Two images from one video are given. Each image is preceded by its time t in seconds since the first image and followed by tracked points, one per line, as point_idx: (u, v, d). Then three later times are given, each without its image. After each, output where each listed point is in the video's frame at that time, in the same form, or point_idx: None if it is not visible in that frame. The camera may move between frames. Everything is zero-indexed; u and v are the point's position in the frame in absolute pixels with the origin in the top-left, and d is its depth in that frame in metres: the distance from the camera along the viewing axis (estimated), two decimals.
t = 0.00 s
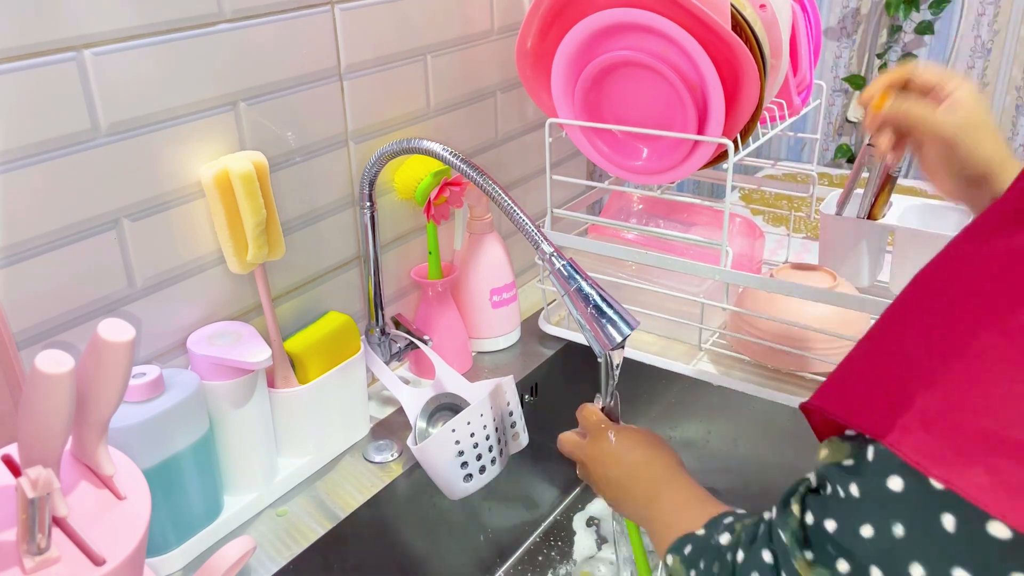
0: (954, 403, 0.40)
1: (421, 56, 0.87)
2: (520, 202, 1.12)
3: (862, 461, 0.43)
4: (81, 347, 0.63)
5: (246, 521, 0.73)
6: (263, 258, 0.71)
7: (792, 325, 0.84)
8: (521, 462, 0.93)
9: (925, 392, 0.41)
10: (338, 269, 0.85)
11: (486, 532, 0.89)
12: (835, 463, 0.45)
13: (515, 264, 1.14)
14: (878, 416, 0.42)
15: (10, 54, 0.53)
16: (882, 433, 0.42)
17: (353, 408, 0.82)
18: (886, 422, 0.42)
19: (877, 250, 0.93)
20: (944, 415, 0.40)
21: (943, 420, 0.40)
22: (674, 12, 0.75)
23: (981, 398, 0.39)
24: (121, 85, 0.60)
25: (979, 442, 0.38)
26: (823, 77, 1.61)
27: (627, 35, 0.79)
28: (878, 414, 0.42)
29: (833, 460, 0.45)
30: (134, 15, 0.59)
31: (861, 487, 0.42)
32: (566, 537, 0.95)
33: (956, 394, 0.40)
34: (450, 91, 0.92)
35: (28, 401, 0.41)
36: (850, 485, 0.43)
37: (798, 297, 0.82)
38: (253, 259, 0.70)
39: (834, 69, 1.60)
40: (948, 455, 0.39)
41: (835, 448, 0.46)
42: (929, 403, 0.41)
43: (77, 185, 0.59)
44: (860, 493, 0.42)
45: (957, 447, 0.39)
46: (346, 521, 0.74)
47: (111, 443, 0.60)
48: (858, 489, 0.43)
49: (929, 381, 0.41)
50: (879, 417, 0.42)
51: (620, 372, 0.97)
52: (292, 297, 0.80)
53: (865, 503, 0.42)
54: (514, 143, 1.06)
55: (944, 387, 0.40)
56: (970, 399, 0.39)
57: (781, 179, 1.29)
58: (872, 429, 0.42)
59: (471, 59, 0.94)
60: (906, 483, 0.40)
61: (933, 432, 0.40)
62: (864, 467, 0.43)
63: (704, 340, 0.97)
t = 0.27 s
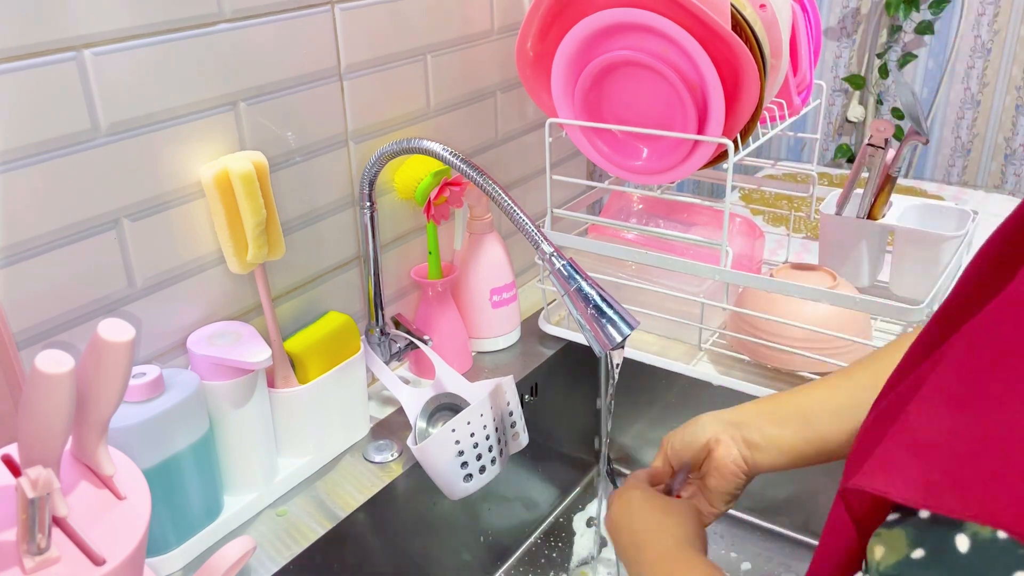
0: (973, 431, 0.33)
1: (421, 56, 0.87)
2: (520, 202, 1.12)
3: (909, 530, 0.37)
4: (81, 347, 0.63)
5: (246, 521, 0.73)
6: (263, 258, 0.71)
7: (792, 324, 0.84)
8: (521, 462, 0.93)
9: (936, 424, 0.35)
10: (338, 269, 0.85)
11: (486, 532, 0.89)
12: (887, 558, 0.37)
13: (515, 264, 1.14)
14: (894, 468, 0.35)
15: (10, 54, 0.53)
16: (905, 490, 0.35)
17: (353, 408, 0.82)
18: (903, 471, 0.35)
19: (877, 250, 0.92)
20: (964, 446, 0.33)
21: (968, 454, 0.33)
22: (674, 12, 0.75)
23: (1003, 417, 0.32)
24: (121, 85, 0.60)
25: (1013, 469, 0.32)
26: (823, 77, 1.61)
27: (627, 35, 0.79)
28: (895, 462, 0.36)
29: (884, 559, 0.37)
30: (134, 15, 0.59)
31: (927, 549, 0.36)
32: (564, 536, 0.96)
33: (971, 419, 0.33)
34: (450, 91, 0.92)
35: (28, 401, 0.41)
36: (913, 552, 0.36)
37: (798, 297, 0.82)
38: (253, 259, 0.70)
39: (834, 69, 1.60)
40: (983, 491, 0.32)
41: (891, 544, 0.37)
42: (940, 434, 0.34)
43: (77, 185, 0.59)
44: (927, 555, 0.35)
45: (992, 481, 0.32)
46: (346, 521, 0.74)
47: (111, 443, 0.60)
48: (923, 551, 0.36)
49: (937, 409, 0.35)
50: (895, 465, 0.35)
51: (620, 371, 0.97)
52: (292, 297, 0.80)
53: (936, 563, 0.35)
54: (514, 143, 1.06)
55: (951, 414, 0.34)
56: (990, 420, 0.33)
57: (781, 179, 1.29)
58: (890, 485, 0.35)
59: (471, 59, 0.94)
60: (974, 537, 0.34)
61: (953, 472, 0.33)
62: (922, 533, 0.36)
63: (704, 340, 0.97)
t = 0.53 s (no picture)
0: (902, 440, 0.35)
1: (421, 56, 0.87)
2: (520, 202, 1.11)
3: (849, 506, 0.37)
4: (81, 347, 0.63)
5: (246, 521, 0.73)
6: (263, 258, 0.71)
7: (792, 324, 0.84)
8: (521, 462, 0.93)
9: (870, 429, 0.36)
10: (338, 269, 0.85)
11: (486, 532, 0.89)
12: (818, 505, 0.39)
13: (515, 264, 1.14)
14: (828, 466, 0.37)
15: (10, 54, 0.53)
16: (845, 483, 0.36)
17: (353, 408, 0.82)
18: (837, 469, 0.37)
19: (877, 250, 0.92)
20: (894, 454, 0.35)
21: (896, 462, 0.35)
22: (674, 12, 0.75)
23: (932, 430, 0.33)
24: (121, 85, 0.60)
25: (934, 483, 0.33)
26: (823, 77, 1.61)
27: (627, 35, 0.79)
28: (832, 459, 0.37)
29: (814, 505, 0.39)
30: (134, 15, 0.59)
31: (851, 534, 0.36)
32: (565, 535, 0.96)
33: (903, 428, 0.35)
34: (450, 91, 0.92)
35: (28, 401, 0.41)
36: (840, 532, 0.37)
37: (798, 297, 0.82)
38: (253, 259, 0.70)
39: (834, 69, 1.60)
40: (905, 500, 0.34)
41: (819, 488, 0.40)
42: (873, 440, 0.36)
43: (77, 185, 0.59)
44: (851, 541, 0.36)
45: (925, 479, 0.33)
46: (346, 521, 0.74)
47: (111, 443, 0.60)
48: (849, 537, 0.36)
49: (874, 412, 0.36)
50: (832, 463, 0.37)
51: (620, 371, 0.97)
52: (292, 297, 0.80)
53: (856, 551, 0.36)
54: (513, 143, 1.06)
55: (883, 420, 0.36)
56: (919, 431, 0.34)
57: (781, 179, 1.29)
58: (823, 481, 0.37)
59: (471, 59, 0.94)
60: (899, 533, 0.34)
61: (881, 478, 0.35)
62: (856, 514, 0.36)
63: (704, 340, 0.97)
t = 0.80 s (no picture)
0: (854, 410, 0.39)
1: (421, 56, 0.87)
2: (520, 202, 1.12)
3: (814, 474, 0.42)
4: (81, 347, 0.63)
5: (246, 521, 0.73)
6: (263, 258, 0.71)
7: (792, 324, 0.84)
8: (521, 461, 0.93)
9: (827, 402, 0.41)
10: (338, 269, 0.85)
11: (487, 532, 0.89)
12: (790, 478, 0.44)
13: (515, 264, 1.14)
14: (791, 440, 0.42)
15: (10, 54, 0.53)
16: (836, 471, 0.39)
17: (354, 408, 0.82)
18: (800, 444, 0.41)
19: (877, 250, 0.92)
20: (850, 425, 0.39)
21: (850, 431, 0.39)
22: (674, 12, 0.75)
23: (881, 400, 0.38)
24: (120, 85, 0.60)
25: (886, 448, 0.37)
26: (823, 77, 1.61)
27: (627, 35, 0.79)
28: (795, 434, 0.42)
29: (786, 477, 0.45)
30: (134, 16, 0.59)
31: (814, 499, 0.41)
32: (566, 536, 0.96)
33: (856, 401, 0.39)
34: (450, 91, 0.92)
35: (28, 401, 0.41)
36: (805, 498, 0.42)
37: (798, 297, 0.82)
38: (253, 259, 0.70)
39: (834, 69, 1.60)
40: (859, 465, 0.38)
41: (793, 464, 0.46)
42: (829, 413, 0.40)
43: (76, 185, 0.59)
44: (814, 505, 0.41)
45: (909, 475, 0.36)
46: (346, 521, 0.74)
47: (111, 443, 0.60)
48: (812, 501, 0.41)
49: (829, 388, 0.41)
50: (795, 437, 0.42)
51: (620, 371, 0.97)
52: (292, 297, 0.80)
53: (818, 513, 0.41)
54: (513, 143, 1.06)
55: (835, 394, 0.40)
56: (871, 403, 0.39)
57: (781, 179, 1.29)
58: (787, 453, 0.42)
59: (471, 59, 0.94)
60: (854, 494, 0.39)
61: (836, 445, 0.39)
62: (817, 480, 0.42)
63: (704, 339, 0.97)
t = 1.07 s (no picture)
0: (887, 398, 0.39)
1: (421, 56, 0.87)
2: (520, 202, 1.11)
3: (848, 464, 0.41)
4: (81, 347, 0.63)
5: (246, 521, 0.73)
6: (263, 258, 0.71)
7: (792, 324, 0.84)
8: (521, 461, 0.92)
9: (864, 391, 0.40)
10: (338, 270, 0.85)
11: (487, 532, 0.89)
12: (822, 467, 0.44)
13: (515, 264, 1.14)
14: (825, 427, 0.42)
15: (10, 54, 0.53)
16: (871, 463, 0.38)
17: (354, 408, 0.82)
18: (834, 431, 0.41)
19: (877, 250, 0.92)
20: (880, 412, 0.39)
21: (882, 418, 0.39)
22: (674, 12, 0.75)
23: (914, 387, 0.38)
24: (120, 86, 0.60)
25: (921, 437, 0.36)
26: (823, 77, 1.61)
27: (627, 34, 0.79)
28: (836, 425, 0.41)
29: (818, 465, 0.44)
30: (134, 16, 0.59)
31: (849, 491, 0.41)
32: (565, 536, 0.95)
33: (892, 389, 0.39)
34: (450, 91, 0.92)
35: (28, 402, 0.41)
36: (839, 488, 0.41)
37: (798, 297, 0.82)
38: (253, 259, 0.70)
39: (834, 69, 1.60)
40: (894, 454, 0.37)
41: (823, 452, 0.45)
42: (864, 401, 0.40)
43: (76, 185, 0.59)
44: (849, 497, 0.40)
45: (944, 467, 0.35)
46: (346, 521, 0.74)
47: (111, 444, 0.60)
48: (848, 493, 0.41)
49: (867, 376, 0.40)
50: (836, 429, 0.41)
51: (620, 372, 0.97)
52: (292, 297, 0.80)
53: (853, 504, 0.40)
54: (513, 143, 1.06)
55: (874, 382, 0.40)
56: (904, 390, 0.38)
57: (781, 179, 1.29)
58: (826, 445, 0.41)
59: (471, 59, 0.94)
60: (891, 488, 0.38)
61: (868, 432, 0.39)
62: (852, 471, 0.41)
63: (704, 339, 0.97)
